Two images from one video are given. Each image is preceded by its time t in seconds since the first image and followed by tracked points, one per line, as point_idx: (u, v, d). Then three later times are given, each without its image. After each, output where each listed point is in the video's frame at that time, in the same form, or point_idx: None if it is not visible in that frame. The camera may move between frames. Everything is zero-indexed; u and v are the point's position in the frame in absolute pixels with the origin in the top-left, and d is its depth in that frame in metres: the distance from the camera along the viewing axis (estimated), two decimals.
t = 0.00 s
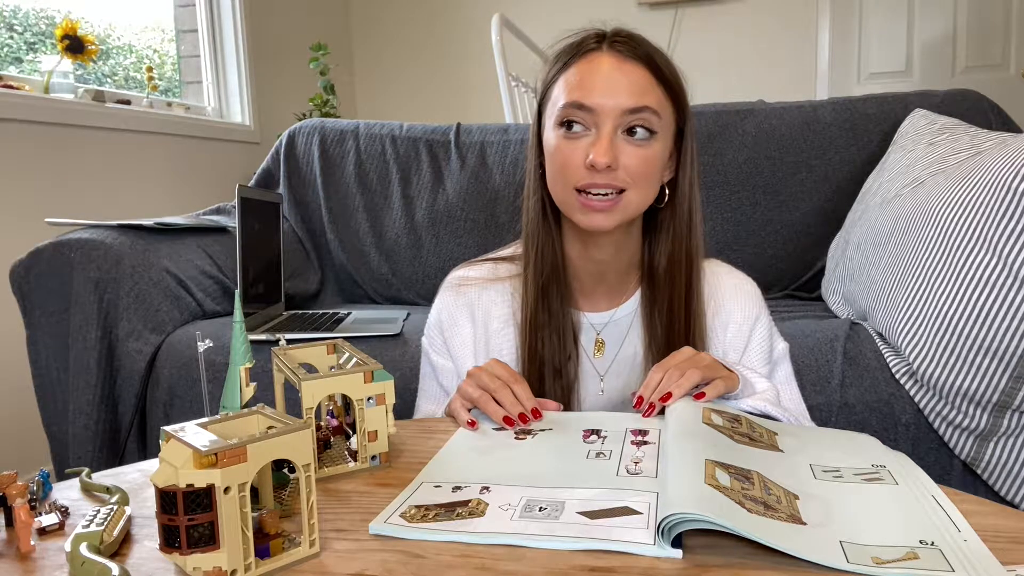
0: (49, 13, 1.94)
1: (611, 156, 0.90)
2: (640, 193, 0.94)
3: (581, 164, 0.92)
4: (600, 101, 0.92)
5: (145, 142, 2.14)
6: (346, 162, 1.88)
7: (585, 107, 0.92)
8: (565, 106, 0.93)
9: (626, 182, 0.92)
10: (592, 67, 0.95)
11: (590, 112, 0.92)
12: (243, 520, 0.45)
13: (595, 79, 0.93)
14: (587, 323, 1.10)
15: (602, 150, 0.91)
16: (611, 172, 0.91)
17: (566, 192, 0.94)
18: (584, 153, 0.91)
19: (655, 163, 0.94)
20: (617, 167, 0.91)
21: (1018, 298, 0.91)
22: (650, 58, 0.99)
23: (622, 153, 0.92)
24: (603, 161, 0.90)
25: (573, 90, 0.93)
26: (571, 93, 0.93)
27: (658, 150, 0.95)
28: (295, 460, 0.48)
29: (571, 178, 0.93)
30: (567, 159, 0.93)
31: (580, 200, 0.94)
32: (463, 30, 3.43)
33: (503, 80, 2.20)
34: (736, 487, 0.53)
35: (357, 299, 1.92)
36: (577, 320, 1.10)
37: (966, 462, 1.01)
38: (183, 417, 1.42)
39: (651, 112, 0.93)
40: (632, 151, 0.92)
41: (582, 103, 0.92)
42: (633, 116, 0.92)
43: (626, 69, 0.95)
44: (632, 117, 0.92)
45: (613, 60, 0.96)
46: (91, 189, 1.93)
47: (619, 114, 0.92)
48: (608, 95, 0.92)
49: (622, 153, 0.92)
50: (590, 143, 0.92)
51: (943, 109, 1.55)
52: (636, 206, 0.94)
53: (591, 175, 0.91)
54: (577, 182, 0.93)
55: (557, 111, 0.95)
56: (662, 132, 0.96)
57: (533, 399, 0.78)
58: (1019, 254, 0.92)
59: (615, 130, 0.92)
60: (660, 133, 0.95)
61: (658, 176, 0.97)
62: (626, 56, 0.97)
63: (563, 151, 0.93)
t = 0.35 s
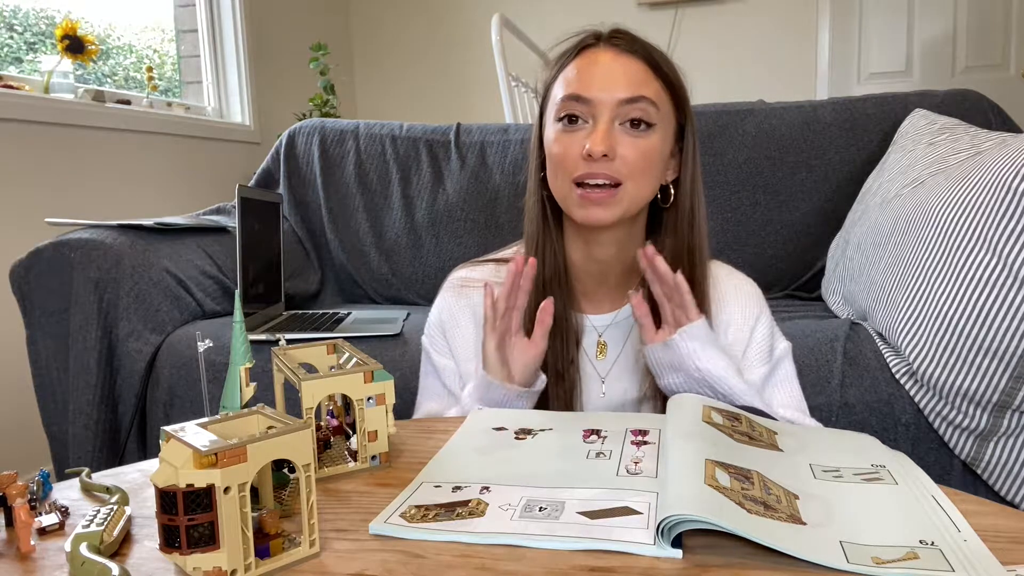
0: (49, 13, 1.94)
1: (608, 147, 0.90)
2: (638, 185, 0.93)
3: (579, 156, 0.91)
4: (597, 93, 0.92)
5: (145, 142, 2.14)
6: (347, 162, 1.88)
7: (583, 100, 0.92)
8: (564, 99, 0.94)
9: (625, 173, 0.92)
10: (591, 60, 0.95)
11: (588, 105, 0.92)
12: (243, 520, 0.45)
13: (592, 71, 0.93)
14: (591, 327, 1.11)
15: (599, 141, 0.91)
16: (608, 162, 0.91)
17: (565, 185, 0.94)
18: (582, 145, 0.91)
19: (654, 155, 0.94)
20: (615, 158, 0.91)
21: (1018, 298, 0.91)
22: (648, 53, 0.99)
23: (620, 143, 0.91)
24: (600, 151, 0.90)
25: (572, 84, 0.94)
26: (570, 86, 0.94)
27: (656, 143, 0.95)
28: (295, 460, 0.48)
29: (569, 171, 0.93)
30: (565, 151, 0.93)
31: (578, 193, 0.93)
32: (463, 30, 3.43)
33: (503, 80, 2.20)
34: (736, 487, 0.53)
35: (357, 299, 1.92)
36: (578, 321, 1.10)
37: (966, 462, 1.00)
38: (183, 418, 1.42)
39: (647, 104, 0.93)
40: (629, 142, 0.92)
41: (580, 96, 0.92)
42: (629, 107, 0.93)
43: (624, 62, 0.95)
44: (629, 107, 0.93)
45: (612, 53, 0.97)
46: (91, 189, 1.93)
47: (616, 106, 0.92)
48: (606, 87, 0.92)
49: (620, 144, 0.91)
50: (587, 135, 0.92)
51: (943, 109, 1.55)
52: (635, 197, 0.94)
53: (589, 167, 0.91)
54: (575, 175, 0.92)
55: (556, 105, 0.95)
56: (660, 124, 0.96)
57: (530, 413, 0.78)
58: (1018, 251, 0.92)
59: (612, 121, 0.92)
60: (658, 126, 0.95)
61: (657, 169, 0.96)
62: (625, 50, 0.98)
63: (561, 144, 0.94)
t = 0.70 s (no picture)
0: (49, 13, 1.94)
1: (605, 170, 0.90)
2: (641, 199, 0.95)
3: (577, 178, 0.92)
4: (589, 112, 0.91)
5: (145, 142, 2.14)
6: (347, 162, 1.88)
7: (574, 123, 0.91)
8: (556, 120, 0.93)
9: (625, 190, 0.93)
10: (580, 77, 0.94)
11: (581, 125, 0.91)
12: (243, 521, 0.45)
13: (582, 91, 0.92)
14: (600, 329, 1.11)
15: (596, 163, 0.90)
16: (608, 183, 0.92)
17: (567, 207, 0.95)
18: (579, 166, 0.91)
19: (653, 168, 0.94)
20: (613, 177, 0.91)
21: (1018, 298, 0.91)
22: (637, 61, 0.97)
23: (618, 162, 0.92)
24: (597, 175, 0.90)
25: (563, 104, 0.92)
26: (560, 105, 0.93)
27: (654, 154, 0.95)
28: (295, 460, 0.48)
29: (569, 193, 0.93)
30: (563, 174, 0.93)
31: (580, 214, 0.94)
32: (463, 30, 3.43)
33: (503, 80, 2.20)
34: (735, 488, 0.53)
35: (357, 300, 1.92)
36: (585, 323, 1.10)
37: (966, 462, 1.00)
38: (183, 418, 1.42)
39: (641, 117, 0.93)
40: (626, 159, 0.92)
41: (570, 118, 0.91)
42: (624, 123, 0.92)
43: (614, 77, 0.94)
44: (622, 124, 0.92)
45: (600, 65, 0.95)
46: (91, 189, 1.93)
47: (610, 124, 0.91)
48: (596, 106, 0.91)
49: (617, 162, 0.92)
50: (584, 158, 0.92)
51: (943, 108, 1.55)
52: (638, 210, 0.95)
53: (588, 190, 0.92)
54: (575, 196, 0.93)
55: (549, 125, 0.94)
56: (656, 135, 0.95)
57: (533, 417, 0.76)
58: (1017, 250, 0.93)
59: (607, 139, 0.91)
60: (655, 136, 0.95)
61: (659, 178, 0.97)
62: (613, 62, 0.96)
63: (558, 167, 0.94)
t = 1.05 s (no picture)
0: (49, 13, 1.94)
1: (603, 166, 0.90)
2: (638, 198, 0.95)
3: (573, 174, 0.91)
4: (586, 107, 0.90)
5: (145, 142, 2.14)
6: (347, 162, 1.88)
7: (571, 117, 0.91)
8: (553, 115, 0.92)
9: (622, 188, 0.93)
10: (578, 70, 0.93)
11: (578, 120, 0.91)
12: (243, 521, 0.45)
13: (580, 84, 0.91)
14: (594, 331, 1.10)
15: (593, 159, 0.90)
16: (605, 181, 0.91)
17: (562, 204, 0.95)
18: (576, 162, 0.91)
19: (651, 166, 0.94)
20: (611, 174, 0.91)
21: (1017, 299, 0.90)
22: (635, 55, 0.97)
23: (616, 159, 0.92)
24: (595, 171, 0.90)
25: (560, 98, 0.92)
26: (557, 100, 0.92)
27: (652, 152, 0.95)
28: (295, 461, 0.48)
29: (565, 190, 0.93)
30: (558, 171, 0.93)
31: (575, 211, 0.94)
32: (463, 30, 3.43)
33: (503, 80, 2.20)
34: (736, 488, 0.53)
35: (358, 299, 1.92)
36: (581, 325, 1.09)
37: (967, 462, 1.00)
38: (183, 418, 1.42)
39: (640, 113, 0.93)
40: (625, 156, 0.92)
41: (567, 112, 0.91)
42: (622, 119, 0.92)
43: (613, 71, 0.94)
44: (620, 120, 0.92)
45: (599, 60, 0.95)
46: (91, 189, 1.93)
47: (608, 120, 0.91)
48: (593, 101, 0.91)
49: (615, 159, 0.92)
50: (580, 153, 0.92)
51: (944, 108, 1.55)
52: (634, 210, 0.95)
53: (584, 187, 0.92)
54: (570, 193, 0.93)
55: (545, 120, 0.94)
56: (654, 131, 0.95)
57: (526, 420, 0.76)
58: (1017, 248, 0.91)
59: (604, 135, 0.91)
60: (652, 134, 0.95)
61: (656, 177, 0.97)
62: (611, 56, 0.96)
63: (553, 163, 0.93)
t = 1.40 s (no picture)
0: (49, 13, 1.94)
1: (603, 148, 0.90)
2: (635, 187, 0.93)
3: (570, 159, 0.91)
4: (586, 93, 0.91)
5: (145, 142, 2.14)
6: (347, 162, 1.88)
7: (570, 100, 0.92)
8: (552, 100, 0.93)
9: (619, 175, 0.92)
10: (580, 56, 0.95)
11: (577, 106, 0.92)
12: (243, 521, 0.45)
13: (580, 69, 0.92)
14: (582, 336, 1.10)
15: (593, 142, 0.90)
16: (604, 165, 0.90)
17: (556, 191, 0.93)
18: (573, 147, 0.91)
19: (649, 155, 0.94)
20: (610, 160, 0.90)
21: (1017, 298, 0.87)
22: (637, 46, 0.99)
23: (615, 145, 0.91)
24: (595, 153, 0.89)
25: (559, 84, 0.93)
26: (556, 86, 0.93)
27: (650, 142, 0.94)
28: (295, 461, 0.48)
29: (559, 176, 0.92)
30: (556, 154, 0.92)
31: (569, 198, 0.92)
32: (463, 30, 3.43)
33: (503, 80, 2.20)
34: (734, 487, 0.53)
35: (357, 299, 1.93)
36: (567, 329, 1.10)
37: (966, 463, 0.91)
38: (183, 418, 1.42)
39: (640, 102, 0.93)
40: (624, 143, 0.92)
41: (567, 95, 0.92)
42: (622, 107, 0.92)
43: (614, 57, 0.95)
44: (621, 107, 0.92)
45: (599, 49, 0.95)
46: (91, 189, 1.93)
47: (608, 106, 0.91)
48: (594, 85, 0.91)
49: (614, 145, 0.91)
50: (579, 137, 0.91)
51: (944, 108, 1.55)
52: (630, 201, 0.93)
53: (582, 169, 0.90)
54: (564, 180, 0.92)
55: (543, 107, 0.95)
56: (653, 121, 0.96)
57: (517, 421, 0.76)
58: (1017, 249, 0.89)
59: (604, 121, 0.92)
60: (651, 125, 0.95)
61: (653, 169, 0.96)
62: (612, 45, 0.97)
63: (551, 147, 0.93)
